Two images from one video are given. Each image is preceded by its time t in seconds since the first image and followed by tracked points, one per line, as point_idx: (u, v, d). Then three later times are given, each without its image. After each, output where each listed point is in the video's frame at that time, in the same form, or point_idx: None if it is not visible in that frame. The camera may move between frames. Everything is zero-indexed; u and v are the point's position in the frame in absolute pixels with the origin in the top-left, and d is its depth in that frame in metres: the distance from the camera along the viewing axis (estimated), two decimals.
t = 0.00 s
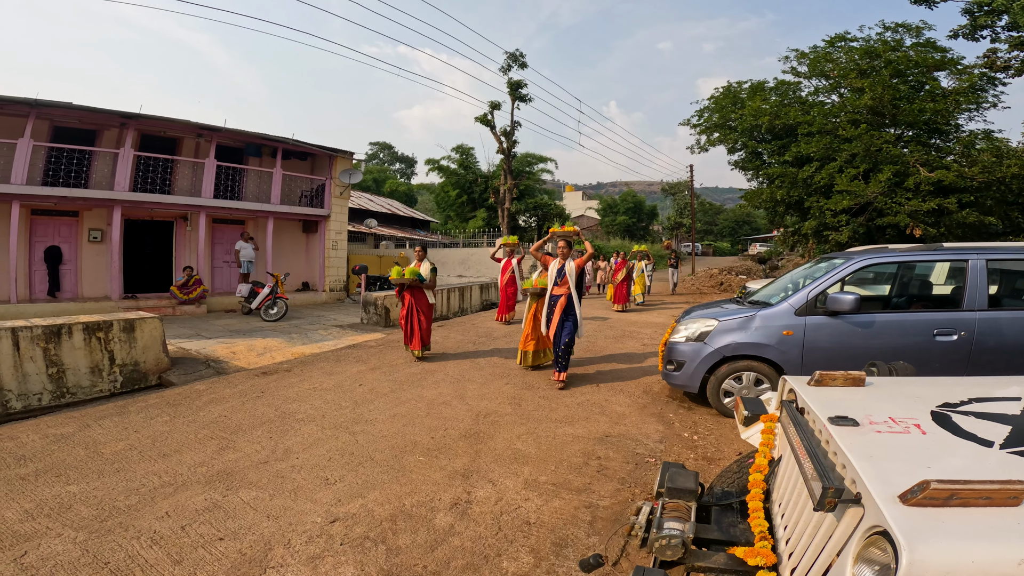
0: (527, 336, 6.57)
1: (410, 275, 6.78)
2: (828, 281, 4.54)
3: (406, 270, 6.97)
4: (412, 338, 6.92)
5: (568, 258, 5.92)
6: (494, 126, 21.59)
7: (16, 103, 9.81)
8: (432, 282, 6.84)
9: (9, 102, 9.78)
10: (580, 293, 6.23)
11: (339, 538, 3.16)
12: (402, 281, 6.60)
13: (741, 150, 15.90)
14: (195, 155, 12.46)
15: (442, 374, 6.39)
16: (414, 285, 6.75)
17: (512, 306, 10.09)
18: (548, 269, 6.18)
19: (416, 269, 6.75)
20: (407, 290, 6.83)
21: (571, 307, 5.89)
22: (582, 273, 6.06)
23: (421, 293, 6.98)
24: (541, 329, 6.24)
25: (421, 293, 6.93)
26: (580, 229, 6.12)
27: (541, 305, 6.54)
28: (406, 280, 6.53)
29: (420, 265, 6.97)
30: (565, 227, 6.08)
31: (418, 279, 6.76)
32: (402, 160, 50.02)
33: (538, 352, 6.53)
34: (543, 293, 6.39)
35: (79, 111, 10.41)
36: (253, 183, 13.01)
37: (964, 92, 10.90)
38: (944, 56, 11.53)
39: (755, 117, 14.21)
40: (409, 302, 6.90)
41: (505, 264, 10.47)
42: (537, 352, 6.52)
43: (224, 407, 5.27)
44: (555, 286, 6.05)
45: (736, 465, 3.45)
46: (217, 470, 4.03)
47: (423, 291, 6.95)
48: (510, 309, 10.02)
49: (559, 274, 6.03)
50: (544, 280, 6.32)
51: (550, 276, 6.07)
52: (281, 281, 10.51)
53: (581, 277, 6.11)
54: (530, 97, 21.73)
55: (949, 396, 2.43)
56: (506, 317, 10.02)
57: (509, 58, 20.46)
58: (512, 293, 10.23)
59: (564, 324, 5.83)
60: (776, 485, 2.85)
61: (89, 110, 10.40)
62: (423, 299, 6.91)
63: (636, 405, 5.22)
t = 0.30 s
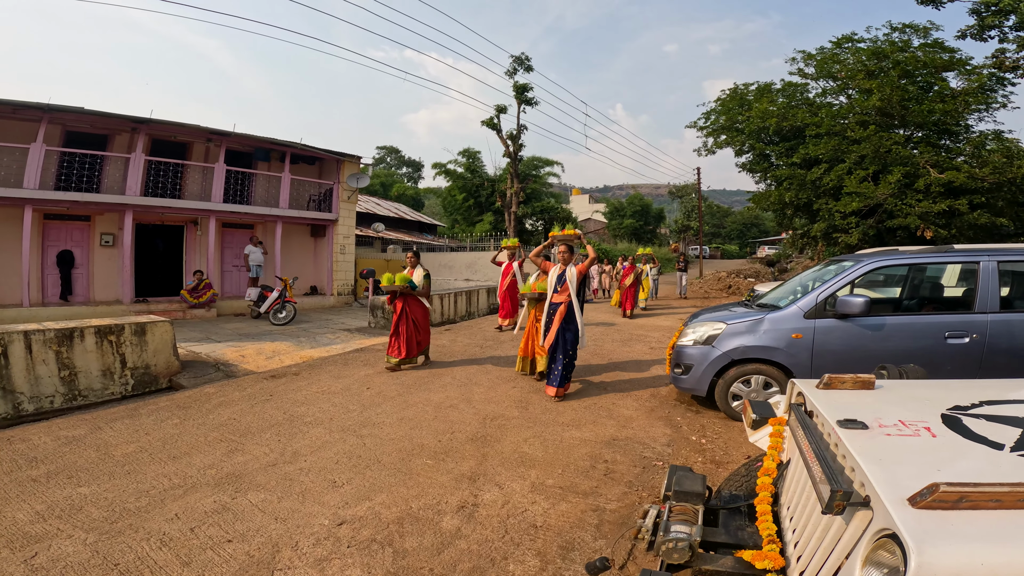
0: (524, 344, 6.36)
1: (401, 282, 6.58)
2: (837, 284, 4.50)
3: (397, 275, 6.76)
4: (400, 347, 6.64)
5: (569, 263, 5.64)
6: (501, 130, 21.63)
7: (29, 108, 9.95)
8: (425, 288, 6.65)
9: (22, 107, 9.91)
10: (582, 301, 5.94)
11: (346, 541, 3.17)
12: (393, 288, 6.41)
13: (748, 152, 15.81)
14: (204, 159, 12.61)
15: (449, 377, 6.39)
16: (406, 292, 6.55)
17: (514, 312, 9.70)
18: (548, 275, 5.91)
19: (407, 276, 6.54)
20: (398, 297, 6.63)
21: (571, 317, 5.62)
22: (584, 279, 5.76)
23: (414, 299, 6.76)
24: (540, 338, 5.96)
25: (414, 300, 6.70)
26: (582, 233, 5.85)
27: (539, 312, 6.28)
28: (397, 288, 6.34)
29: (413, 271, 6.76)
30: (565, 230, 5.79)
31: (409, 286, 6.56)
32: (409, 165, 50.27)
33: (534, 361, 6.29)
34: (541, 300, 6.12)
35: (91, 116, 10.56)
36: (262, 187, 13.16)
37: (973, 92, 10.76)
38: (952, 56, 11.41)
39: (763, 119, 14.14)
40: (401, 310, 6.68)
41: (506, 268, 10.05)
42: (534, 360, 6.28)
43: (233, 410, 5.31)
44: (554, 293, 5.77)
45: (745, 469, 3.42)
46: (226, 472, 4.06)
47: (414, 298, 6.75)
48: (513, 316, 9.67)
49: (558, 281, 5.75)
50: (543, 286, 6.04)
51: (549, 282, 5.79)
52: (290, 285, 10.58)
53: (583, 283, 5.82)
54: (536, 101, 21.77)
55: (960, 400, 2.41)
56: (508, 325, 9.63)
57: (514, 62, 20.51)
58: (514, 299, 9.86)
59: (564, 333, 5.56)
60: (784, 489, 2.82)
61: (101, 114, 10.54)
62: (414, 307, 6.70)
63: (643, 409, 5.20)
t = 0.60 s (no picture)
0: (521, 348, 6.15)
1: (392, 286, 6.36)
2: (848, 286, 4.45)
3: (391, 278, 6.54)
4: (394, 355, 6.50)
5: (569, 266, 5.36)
6: (508, 134, 21.68)
7: (42, 112, 10.10)
8: (417, 292, 6.38)
9: (35, 112, 10.07)
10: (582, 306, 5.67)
11: (354, 543, 3.18)
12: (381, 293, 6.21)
13: (757, 154, 15.71)
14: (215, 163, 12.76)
15: (457, 380, 6.40)
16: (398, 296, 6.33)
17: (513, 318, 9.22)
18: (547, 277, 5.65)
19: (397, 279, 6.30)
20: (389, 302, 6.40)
21: (571, 323, 5.35)
22: (585, 283, 5.51)
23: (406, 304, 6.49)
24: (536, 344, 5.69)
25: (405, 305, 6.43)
26: (583, 234, 5.60)
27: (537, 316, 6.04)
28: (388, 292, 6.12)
29: (404, 275, 6.54)
30: (566, 230, 5.51)
31: (401, 290, 6.33)
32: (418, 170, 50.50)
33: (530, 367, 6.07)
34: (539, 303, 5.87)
35: (104, 121, 10.72)
36: (271, 191, 13.28)
37: (983, 92, 10.63)
38: (962, 56, 11.30)
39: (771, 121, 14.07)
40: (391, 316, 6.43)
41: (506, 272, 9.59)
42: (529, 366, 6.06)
43: (243, 412, 5.35)
44: (553, 297, 5.50)
45: (754, 472, 3.38)
46: (235, 474, 4.08)
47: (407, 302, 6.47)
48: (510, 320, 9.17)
49: (557, 284, 5.48)
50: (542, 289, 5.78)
51: (548, 285, 5.52)
52: (299, 289, 10.65)
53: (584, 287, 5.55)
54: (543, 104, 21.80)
55: (974, 403, 2.37)
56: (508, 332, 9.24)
57: (521, 65, 20.56)
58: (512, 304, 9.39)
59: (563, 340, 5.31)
60: (795, 492, 2.79)
61: (113, 119, 10.69)
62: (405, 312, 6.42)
63: (652, 412, 5.16)
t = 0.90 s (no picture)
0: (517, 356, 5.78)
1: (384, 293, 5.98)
2: (860, 289, 4.40)
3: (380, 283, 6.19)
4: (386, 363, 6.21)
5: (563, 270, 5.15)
6: (515, 137, 21.72)
7: (56, 116, 10.28)
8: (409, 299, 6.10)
9: (49, 115, 10.25)
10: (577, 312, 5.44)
11: (362, 545, 3.18)
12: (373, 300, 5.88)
13: (765, 156, 15.60)
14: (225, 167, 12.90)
15: (465, 383, 6.40)
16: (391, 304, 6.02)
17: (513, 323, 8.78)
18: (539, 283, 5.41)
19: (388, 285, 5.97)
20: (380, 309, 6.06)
21: (566, 330, 5.13)
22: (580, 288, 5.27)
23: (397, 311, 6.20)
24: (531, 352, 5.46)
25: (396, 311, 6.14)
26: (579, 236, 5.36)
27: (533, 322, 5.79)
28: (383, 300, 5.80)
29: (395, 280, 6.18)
30: (560, 232, 5.30)
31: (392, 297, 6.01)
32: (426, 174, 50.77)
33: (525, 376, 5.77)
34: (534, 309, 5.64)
35: (117, 124, 10.88)
36: (281, 195, 13.41)
37: (995, 92, 10.51)
38: (972, 56, 11.18)
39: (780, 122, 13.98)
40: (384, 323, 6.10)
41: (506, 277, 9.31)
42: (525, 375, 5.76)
43: (253, 415, 5.39)
44: (546, 304, 5.26)
45: (764, 475, 3.34)
46: (245, 476, 4.11)
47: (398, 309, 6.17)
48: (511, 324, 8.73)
49: (551, 290, 5.26)
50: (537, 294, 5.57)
51: (542, 291, 5.30)
52: (309, 292, 10.72)
53: (578, 292, 5.33)
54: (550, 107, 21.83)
55: (988, 406, 2.33)
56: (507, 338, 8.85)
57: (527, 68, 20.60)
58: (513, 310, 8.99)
59: (558, 349, 5.08)
60: (805, 495, 2.75)
61: (126, 123, 10.85)
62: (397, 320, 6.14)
63: (660, 415, 5.13)
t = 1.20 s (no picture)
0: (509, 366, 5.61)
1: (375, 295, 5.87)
2: (873, 290, 4.35)
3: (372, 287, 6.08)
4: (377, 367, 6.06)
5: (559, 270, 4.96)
6: (524, 140, 21.74)
7: (71, 121, 10.46)
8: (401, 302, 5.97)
9: (65, 120, 10.43)
10: (574, 315, 5.24)
11: (371, 547, 3.19)
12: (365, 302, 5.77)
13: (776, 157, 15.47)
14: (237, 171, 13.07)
15: (475, 386, 6.41)
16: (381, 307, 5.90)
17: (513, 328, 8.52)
18: (533, 285, 5.20)
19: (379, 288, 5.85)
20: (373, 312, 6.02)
21: (563, 334, 4.91)
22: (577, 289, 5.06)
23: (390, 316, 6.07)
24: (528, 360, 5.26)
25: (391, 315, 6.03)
26: (576, 235, 5.15)
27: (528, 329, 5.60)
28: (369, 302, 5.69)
29: (390, 283, 6.08)
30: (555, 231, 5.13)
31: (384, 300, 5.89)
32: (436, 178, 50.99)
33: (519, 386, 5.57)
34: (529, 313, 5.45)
35: (131, 129, 11.06)
36: (291, 199, 13.54)
37: (1009, 91, 10.36)
38: (985, 55, 11.05)
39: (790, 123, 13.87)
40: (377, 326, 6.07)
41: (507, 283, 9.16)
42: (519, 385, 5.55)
43: (264, 416, 5.43)
44: (542, 308, 5.06)
45: (775, 479, 3.30)
46: (256, 477, 4.14)
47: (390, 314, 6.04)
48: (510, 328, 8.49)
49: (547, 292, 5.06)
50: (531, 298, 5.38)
51: (537, 294, 5.11)
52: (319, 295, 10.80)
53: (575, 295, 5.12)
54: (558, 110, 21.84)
55: (1005, 408, 2.29)
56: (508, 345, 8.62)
57: (535, 71, 20.62)
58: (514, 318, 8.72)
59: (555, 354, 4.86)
60: (818, 498, 2.71)
61: (140, 127, 11.02)
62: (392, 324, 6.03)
63: (671, 418, 5.09)
